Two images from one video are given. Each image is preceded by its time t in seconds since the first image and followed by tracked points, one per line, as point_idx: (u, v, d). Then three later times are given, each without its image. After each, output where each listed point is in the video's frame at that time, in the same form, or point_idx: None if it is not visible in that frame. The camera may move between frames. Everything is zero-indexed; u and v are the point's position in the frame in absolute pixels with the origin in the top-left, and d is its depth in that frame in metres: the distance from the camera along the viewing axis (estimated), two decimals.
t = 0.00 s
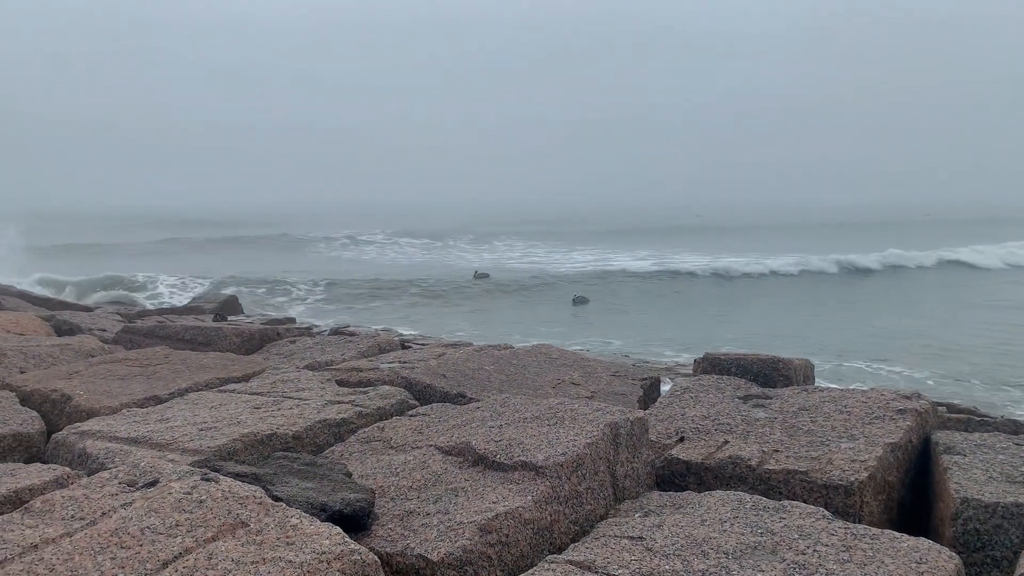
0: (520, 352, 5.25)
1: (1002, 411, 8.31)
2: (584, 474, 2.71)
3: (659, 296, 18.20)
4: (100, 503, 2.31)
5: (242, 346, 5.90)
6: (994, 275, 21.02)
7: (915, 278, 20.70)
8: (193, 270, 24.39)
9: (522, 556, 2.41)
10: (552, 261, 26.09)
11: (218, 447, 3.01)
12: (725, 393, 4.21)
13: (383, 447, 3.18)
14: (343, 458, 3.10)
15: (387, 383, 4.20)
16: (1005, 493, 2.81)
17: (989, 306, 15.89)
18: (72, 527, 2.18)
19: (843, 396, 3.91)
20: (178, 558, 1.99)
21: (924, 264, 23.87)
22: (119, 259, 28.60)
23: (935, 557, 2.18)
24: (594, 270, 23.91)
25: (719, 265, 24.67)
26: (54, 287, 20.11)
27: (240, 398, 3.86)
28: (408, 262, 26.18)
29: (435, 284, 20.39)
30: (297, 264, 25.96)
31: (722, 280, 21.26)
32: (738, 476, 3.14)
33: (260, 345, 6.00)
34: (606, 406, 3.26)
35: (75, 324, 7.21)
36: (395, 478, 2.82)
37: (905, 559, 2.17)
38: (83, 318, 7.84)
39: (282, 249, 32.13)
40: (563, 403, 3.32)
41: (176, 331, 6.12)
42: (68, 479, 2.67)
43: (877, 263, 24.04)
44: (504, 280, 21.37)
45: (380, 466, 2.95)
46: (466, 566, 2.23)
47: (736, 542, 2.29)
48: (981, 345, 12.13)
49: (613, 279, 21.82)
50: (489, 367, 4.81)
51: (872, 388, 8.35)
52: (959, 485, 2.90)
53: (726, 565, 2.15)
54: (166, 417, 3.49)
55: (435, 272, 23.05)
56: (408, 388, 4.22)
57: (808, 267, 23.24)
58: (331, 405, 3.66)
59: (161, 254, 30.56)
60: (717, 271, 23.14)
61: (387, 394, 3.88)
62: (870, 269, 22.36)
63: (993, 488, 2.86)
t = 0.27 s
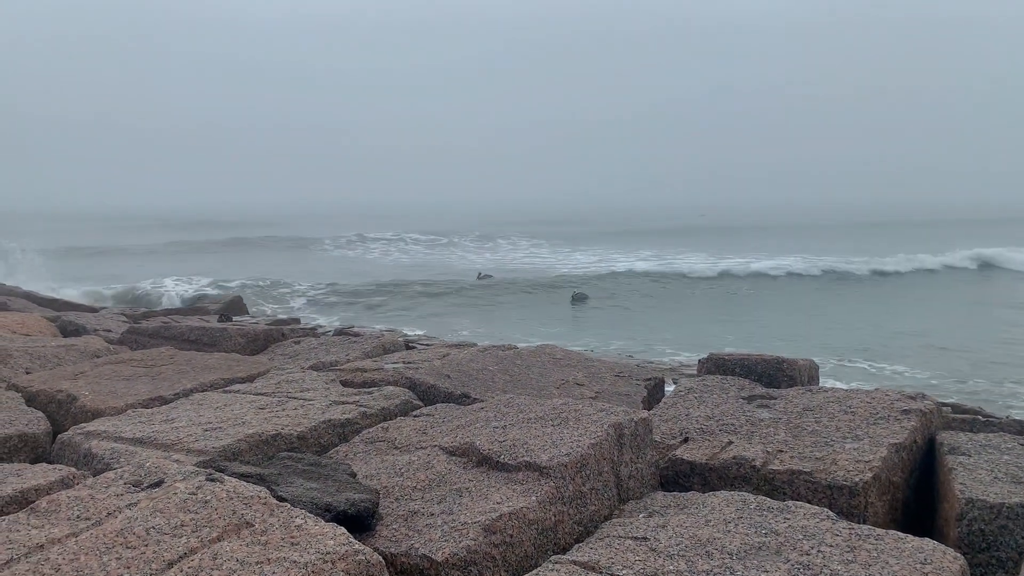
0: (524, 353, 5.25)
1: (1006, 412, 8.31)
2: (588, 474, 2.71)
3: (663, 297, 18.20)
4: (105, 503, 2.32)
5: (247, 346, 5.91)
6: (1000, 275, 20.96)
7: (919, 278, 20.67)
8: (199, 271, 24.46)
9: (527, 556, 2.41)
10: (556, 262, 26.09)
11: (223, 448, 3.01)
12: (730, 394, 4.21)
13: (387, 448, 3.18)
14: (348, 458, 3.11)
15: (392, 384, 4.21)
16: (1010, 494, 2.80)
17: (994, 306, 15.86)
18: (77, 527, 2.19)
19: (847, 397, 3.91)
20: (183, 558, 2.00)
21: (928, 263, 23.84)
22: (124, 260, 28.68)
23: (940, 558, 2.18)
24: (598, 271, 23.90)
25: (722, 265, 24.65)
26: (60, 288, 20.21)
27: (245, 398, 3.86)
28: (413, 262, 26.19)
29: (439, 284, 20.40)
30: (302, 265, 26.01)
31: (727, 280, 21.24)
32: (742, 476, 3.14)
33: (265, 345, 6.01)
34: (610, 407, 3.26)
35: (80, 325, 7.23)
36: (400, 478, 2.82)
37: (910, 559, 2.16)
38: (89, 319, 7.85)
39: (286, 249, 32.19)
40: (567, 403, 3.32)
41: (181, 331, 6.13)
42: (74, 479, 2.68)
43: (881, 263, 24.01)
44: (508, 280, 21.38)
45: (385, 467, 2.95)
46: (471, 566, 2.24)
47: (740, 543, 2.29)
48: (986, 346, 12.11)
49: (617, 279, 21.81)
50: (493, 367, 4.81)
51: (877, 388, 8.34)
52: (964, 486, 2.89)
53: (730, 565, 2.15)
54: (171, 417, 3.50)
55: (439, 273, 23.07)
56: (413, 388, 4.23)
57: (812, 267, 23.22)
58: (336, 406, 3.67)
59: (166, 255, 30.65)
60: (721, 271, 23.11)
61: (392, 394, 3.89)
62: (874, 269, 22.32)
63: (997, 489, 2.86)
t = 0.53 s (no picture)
0: (527, 354, 5.25)
1: (1008, 412, 8.30)
2: (590, 474, 2.71)
3: (666, 297, 18.19)
4: (108, 504, 2.32)
5: (250, 347, 5.91)
6: (1004, 274, 20.92)
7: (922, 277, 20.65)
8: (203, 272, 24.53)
9: (529, 556, 2.41)
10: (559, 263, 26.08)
11: (226, 448, 3.01)
12: (733, 394, 4.20)
13: (389, 448, 3.18)
14: (350, 459, 3.11)
15: (394, 384, 4.21)
16: (1013, 494, 2.80)
17: (998, 307, 15.83)
18: (80, 527, 2.19)
19: (850, 397, 3.90)
20: (185, 559, 2.00)
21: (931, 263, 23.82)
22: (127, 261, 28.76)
23: (943, 558, 2.17)
24: (600, 271, 23.90)
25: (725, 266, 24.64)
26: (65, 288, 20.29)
27: (247, 398, 3.87)
28: (416, 263, 26.19)
29: (442, 285, 20.41)
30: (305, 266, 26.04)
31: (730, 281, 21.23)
32: (745, 476, 3.13)
33: (267, 346, 6.01)
34: (612, 407, 3.26)
35: (83, 325, 7.23)
36: (402, 479, 2.82)
37: (913, 560, 2.16)
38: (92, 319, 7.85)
39: (289, 250, 32.23)
40: (570, 403, 3.32)
41: (184, 332, 6.13)
42: (77, 479, 2.69)
43: (883, 263, 24.00)
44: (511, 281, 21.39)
45: (387, 467, 2.96)
46: (473, 566, 2.23)
47: (743, 542, 2.29)
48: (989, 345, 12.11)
49: (620, 279, 21.80)
50: (495, 368, 4.81)
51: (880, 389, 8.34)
52: (967, 486, 2.89)
53: (733, 565, 2.14)
54: (174, 417, 3.50)
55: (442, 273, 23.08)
56: (415, 388, 4.23)
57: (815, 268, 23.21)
58: (338, 406, 3.67)
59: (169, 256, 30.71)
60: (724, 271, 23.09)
61: (394, 394, 3.89)
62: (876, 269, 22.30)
63: (1001, 489, 2.85)
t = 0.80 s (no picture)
0: (529, 354, 5.25)
1: (1011, 412, 8.30)
2: (593, 475, 2.71)
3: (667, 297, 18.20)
4: (111, 504, 2.33)
5: (253, 347, 5.92)
6: (1007, 275, 20.88)
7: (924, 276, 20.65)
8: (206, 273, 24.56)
9: (532, 557, 2.41)
10: (562, 263, 26.09)
11: (229, 449, 3.02)
12: (735, 395, 4.20)
13: (392, 448, 3.18)
14: (353, 459, 3.11)
15: (396, 385, 4.22)
16: (1016, 495, 2.79)
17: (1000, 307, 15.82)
18: (83, 528, 2.20)
19: (853, 397, 3.90)
20: (188, 559, 2.00)
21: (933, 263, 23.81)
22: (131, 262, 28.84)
23: (946, 559, 2.17)
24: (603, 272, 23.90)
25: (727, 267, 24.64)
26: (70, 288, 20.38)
27: (250, 399, 3.87)
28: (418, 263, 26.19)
29: (444, 285, 20.42)
30: (308, 267, 26.07)
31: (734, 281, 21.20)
32: (747, 477, 3.13)
33: (270, 346, 6.02)
34: (615, 407, 3.26)
35: (86, 326, 7.24)
36: (404, 479, 2.83)
37: (916, 560, 2.16)
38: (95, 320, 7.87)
39: (291, 251, 32.29)
40: (572, 404, 3.32)
41: (187, 332, 6.14)
42: (80, 479, 2.69)
43: (884, 263, 23.99)
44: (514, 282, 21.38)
45: (389, 467, 2.96)
46: (476, 566, 2.24)
47: (745, 543, 2.29)
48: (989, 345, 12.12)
49: (622, 280, 21.80)
50: (498, 368, 4.81)
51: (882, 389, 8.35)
52: (971, 487, 2.88)
53: (736, 566, 2.14)
54: (177, 418, 3.51)
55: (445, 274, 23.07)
56: (418, 388, 4.24)
57: (817, 269, 23.20)
58: (341, 406, 3.68)
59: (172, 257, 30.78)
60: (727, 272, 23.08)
61: (397, 395, 3.89)
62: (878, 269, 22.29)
63: (1004, 490, 2.84)
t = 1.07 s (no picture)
0: (532, 355, 5.25)
1: (1015, 413, 8.28)
2: (596, 476, 2.71)
3: (671, 298, 18.19)
4: (114, 504, 2.33)
5: (256, 348, 5.92)
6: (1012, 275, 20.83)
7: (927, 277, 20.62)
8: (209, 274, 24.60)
9: (534, 558, 2.40)
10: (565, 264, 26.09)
11: (232, 449, 3.02)
12: (739, 396, 4.19)
13: (395, 449, 3.18)
14: (356, 459, 3.11)
15: (399, 385, 4.22)
16: (1021, 497, 2.78)
17: (1004, 308, 15.78)
18: (86, 527, 2.20)
19: (857, 399, 3.89)
20: (191, 559, 2.00)
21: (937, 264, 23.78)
22: (136, 262, 28.95)
23: (951, 560, 2.17)
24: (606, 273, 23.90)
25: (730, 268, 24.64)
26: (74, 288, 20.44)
27: (253, 399, 3.88)
28: (422, 264, 26.21)
29: (448, 287, 20.43)
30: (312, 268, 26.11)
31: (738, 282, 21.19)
32: (751, 478, 3.12)
33: (273, 346, 6.02)
34: (618, 408, 3.26)
35: (90, 326, 7.26)
36: (407, 480, 2.82)
37: (920, 562, 2.15)
38: (99, 320, 7.88)
39: (294, 251, 32.34)
40: (576, 405, 3.32)
41: (191, 332, 6.15)
42: (83, 479, 2.70)
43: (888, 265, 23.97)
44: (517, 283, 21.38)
45: (392, 468, 2.96)
46: (478, 567, 2.23)
47: (749, 544, 2.28)
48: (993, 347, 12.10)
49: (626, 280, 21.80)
50: (501, 369, 4.81)
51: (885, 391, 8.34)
52: (975, 489, 2.87)
53: (739, 567, 2.14)
54: (180, 418, 3.51)
55: (448, 276, 23.08)
56: (421, 389, 4.24)
57: (821, 270, 23.18)
58: (344, 407, 3.68)
59: (176, 258, 30.84)
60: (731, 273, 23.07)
61: (400, 395, 3.89)
62: (882, 271, 22.27)
63: (1008, 491, 2.84)
